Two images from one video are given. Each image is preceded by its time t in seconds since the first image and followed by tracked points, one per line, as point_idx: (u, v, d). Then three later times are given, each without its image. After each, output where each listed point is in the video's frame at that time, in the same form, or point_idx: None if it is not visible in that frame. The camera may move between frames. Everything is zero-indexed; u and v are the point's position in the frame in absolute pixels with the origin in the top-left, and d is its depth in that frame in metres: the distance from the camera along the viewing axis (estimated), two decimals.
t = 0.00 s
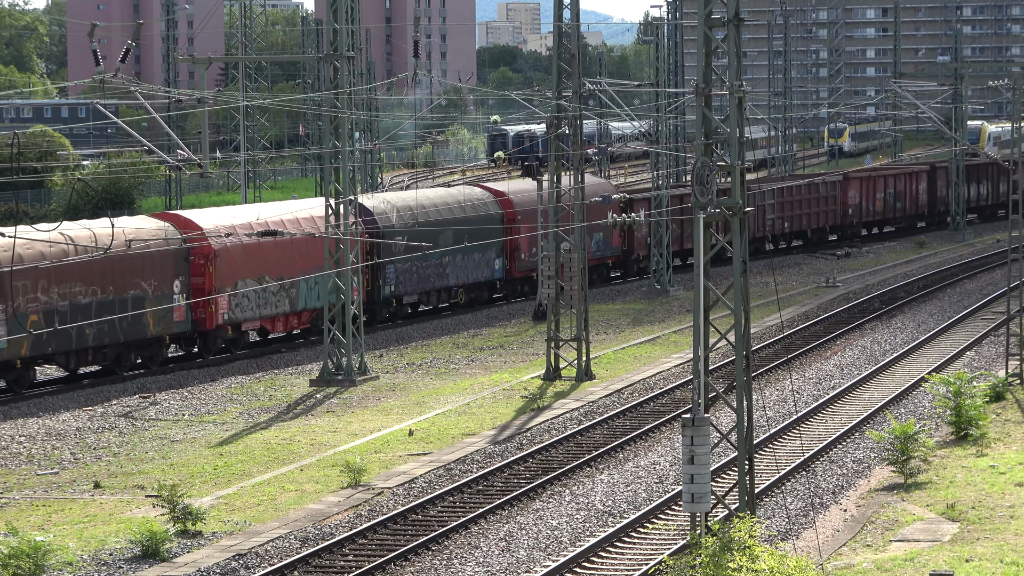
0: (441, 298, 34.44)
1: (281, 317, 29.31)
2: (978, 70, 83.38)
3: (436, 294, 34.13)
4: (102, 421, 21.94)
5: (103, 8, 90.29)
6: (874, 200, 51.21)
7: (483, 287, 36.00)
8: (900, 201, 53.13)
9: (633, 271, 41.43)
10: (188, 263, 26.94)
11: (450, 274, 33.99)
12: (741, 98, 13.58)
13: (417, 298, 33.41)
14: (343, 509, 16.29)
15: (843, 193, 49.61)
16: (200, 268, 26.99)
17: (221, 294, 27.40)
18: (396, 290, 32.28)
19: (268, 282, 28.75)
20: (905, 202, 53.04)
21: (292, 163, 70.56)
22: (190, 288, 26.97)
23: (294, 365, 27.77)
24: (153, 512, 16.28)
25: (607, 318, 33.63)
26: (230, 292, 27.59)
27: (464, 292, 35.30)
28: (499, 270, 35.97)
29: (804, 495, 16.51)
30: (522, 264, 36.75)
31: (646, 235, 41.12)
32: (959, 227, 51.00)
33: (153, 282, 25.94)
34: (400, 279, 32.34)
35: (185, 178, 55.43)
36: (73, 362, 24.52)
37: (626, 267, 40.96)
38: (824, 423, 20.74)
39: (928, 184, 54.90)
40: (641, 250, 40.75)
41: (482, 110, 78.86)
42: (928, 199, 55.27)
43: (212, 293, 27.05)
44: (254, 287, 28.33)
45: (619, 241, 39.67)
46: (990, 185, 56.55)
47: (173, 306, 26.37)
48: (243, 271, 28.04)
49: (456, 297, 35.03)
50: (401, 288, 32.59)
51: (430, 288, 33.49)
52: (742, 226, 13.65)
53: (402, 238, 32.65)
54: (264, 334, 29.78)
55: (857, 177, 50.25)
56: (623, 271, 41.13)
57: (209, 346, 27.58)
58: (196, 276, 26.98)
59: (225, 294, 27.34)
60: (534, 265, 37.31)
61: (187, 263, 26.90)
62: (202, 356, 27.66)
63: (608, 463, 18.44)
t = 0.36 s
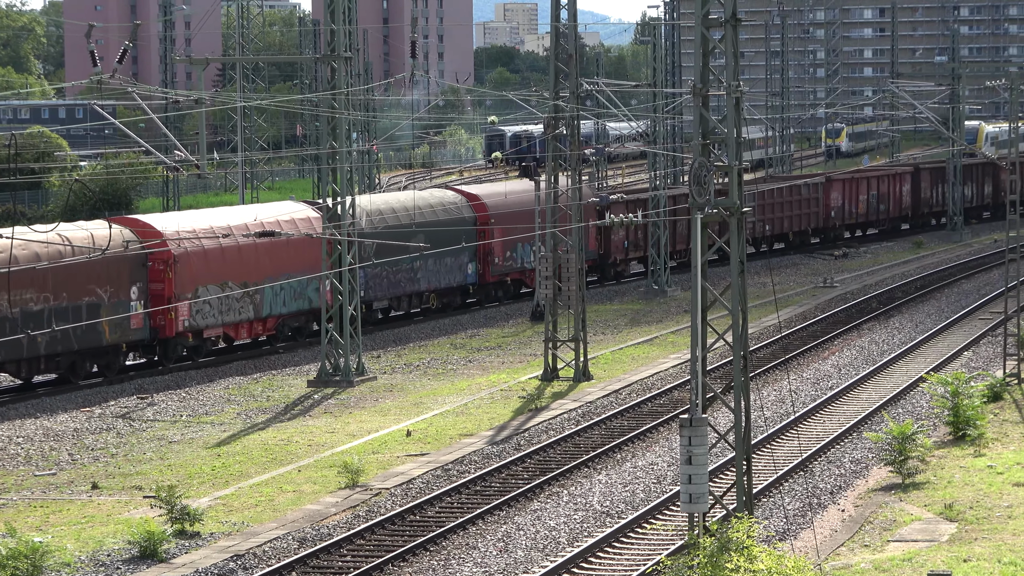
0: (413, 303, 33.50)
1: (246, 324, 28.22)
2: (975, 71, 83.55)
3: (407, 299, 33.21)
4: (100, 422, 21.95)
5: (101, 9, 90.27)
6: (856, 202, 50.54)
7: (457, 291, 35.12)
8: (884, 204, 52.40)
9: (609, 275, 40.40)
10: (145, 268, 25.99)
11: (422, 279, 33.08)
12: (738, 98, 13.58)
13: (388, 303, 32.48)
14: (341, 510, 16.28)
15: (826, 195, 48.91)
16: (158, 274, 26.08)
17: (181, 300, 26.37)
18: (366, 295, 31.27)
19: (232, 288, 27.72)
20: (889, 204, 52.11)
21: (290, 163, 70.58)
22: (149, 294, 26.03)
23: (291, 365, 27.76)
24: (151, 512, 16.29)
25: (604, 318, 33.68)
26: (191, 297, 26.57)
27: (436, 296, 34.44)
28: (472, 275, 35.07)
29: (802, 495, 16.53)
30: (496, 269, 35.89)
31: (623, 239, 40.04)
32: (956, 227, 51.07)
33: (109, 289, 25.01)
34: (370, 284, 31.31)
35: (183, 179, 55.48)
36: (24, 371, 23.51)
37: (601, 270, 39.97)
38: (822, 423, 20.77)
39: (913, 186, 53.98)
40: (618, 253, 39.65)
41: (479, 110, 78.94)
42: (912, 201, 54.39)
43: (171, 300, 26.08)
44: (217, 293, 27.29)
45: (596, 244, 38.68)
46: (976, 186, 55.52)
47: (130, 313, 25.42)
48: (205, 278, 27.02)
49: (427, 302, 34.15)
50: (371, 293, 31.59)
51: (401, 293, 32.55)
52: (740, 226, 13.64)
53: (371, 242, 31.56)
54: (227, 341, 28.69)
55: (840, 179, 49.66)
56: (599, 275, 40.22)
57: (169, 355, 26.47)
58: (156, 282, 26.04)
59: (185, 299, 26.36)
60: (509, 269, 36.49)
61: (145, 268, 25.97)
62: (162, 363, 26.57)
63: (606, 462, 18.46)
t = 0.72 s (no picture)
0: (384, 309, 32.64)
1: (208, 330, 27.14)
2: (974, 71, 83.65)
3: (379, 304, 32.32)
4: (100, 423, 21.95)
5: (99, 10, 90.23)
6: (840, 205, 49.79)
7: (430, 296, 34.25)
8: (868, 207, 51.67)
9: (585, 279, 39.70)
10: (102, 274, 25.07)
11: (393, 285, 32.22)
12: (737, 99, 13.58)
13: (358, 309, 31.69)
14: (340, 511, 16.27)
15: (809, 198, 48.04)
16: (116, 280, 25.14)
17: (138, 307, 25.39)
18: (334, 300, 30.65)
19: (192, 294, 26.70)
20: (873, 208, 51.38)
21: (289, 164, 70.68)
22: (106, 301, 25.08)
23: (290, 366, 27.75)
24: (151, 513, 16.29)
25: (603, 319, 33.72)
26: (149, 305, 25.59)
27: (408, 302, 33.53)
28: (445, 280, 34.20)
29: (802, 495, 16.54)
30: (470, 274, 35.07)
31: (601, 243, 39.08)
32: (955, 227, 51.12)
33: (63, 295, 24.13)
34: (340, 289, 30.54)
35: (182, 180, 55.51)
36: None
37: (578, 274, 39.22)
38: (821, 423, 20.79)
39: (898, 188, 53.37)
40: (596, 258, 38.68)
41: (478, 111, 79.03)
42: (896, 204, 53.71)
43: (129, 307, 25.12)
44: (177, 299, 26.28)
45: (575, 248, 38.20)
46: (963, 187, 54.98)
47: (86, 320, 24.51)
48: (164, 283, 26.03)
49: (399, 308, 33.27)
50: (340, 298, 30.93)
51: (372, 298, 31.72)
52: (739, 225, 13.64)
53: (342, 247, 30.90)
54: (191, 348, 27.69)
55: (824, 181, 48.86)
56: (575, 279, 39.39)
57: (127, 363, 25.51)
58: (114, 288, 25.09)
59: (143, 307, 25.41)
60: (483, 273, 35.66)
61: (102, 275, 25.05)
62: (121, 372, 25.59)
63: (605, 463, 18.47)
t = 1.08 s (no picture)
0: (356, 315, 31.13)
1: (170, 337, 26.36)
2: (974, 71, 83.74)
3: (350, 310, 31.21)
4: (100, 424, 21.94)
5: (99, 11, 90.31)
6: (824, 207, 49.14)
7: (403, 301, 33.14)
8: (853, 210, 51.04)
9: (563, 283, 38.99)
10: (57, 281, 24.10)
11: (366, 290, 31.01)
12: (737, 99, 13.56)
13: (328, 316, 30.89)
14: (340, 511, 16.27)
15: (794, 200, 47.30)
16: (72, 286, 24.18)
17: (97, 314, 24.50)
18: (304, 307, 29.72)
19: (154, 300, 25.84)
20: (858, 210, 50.72)
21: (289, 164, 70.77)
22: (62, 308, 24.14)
23: (291, 367, 27.73)
24: (151, 514, 16.29)
25: (604, 319, 33.73)
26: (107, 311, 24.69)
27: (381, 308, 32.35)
28: (418, 285, 33.16)
29: (802, 495, 16.55)
30: (444, 278, 33.95)
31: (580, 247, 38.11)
32: (955, 227, 51.16)
33: (16, 302, 23.15)
34: (310, 295, 29.84)
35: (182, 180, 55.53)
36: None
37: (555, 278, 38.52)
38: (821, 424, 20.81)
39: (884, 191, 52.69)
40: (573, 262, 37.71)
41: (478, 111, 79.11)
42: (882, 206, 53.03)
43: (86, 314, 24.20)
44: (138, 305, 25.43)
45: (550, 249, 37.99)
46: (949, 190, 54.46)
47: (40, 328, 23.54)
48: (123, 289, 25.11)
49: (371, 314, 31.86)
50: (310, 304, 30.04)
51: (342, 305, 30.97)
52: (739, 225, 13.65)
53: (313, 252, 30.33)
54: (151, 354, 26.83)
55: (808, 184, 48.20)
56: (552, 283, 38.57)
57: (85, 371, 24.66)
58: (70, 294, 24.15)
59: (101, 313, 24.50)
60: (458, 278, 34.56)
61: (57, 281, 24.08)
62: (78, 380, 24.69)
63: (605, 463, 18.47)
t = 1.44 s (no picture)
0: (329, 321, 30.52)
1: (131, 345, 25.41)
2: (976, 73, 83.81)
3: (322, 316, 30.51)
4: (100, 425, 21.94)
5: (100, 12, 91.10)
6: (810, 210, 48.31)
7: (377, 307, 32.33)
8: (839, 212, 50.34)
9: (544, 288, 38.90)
10: (11, 287, 23.26)
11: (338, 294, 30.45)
12: (737, 100, 13.53)
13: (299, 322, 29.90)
14: (341, 512, 16.27)
15: (780, 203, 46.39)
16: (27, 293, 23.34)
17: (52, 322, 23.57)
18: (274, 314, 28.67)
19: (114, 307, 24.93)
20: (845, 213, 50.07)
21: (291, 166, 70.80)
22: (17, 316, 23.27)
23: (292, 368, 27.75)
24: (152, 515, 16.29)
25: (605, 320, 33.70)
26: (64, 319, 23.79)
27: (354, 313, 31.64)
28: (393, 290, 32.32)
29: (803, 496, 16.55)
30: (419, 283, 33.18)
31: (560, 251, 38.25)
32: (956, 229, 51.12)
33: None
34: (280, 302, 28.79)
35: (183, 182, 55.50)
36: None
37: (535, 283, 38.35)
38: (822, 425, 20.79)
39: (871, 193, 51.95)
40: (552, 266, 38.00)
41: (479, 113, 79.20)
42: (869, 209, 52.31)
43: (42, 321, 23.33)
44: (96, 313, 24.52)
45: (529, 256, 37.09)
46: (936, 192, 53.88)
47: None
48: (81, 295, 24.23)
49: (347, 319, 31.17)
50: (280, 311, 28.96)
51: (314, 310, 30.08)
52: (740, 227, 13.64)
53: (283, 255, 29.18)
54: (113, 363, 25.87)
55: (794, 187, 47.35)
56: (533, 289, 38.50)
57: (41, 380, 23.68)
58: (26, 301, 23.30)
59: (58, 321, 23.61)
60: (433, 283, 33.72)
61: (11, 287, 23.23)
62: (34, 390, 23.76)
63: (606, 464, 18.46)
